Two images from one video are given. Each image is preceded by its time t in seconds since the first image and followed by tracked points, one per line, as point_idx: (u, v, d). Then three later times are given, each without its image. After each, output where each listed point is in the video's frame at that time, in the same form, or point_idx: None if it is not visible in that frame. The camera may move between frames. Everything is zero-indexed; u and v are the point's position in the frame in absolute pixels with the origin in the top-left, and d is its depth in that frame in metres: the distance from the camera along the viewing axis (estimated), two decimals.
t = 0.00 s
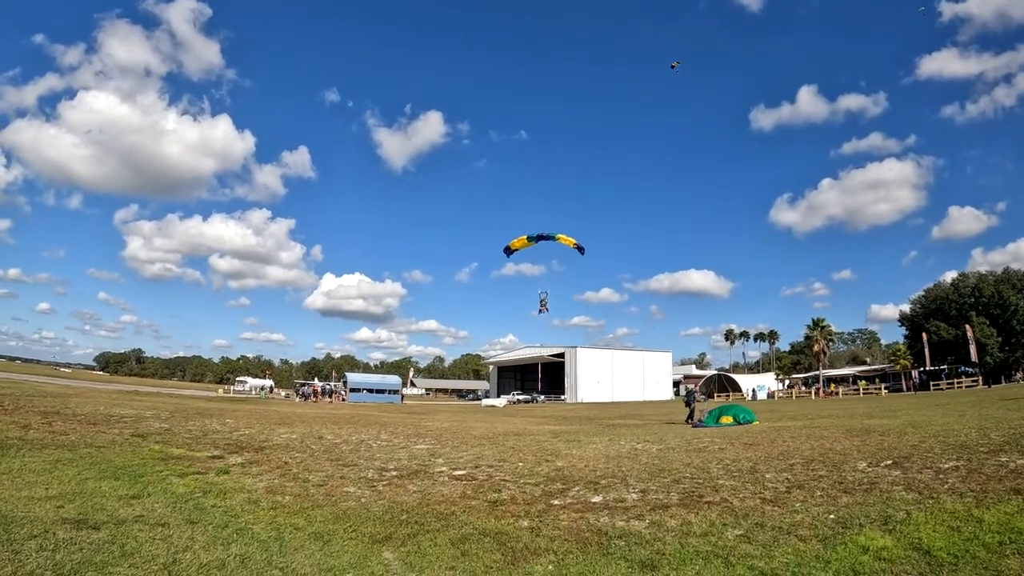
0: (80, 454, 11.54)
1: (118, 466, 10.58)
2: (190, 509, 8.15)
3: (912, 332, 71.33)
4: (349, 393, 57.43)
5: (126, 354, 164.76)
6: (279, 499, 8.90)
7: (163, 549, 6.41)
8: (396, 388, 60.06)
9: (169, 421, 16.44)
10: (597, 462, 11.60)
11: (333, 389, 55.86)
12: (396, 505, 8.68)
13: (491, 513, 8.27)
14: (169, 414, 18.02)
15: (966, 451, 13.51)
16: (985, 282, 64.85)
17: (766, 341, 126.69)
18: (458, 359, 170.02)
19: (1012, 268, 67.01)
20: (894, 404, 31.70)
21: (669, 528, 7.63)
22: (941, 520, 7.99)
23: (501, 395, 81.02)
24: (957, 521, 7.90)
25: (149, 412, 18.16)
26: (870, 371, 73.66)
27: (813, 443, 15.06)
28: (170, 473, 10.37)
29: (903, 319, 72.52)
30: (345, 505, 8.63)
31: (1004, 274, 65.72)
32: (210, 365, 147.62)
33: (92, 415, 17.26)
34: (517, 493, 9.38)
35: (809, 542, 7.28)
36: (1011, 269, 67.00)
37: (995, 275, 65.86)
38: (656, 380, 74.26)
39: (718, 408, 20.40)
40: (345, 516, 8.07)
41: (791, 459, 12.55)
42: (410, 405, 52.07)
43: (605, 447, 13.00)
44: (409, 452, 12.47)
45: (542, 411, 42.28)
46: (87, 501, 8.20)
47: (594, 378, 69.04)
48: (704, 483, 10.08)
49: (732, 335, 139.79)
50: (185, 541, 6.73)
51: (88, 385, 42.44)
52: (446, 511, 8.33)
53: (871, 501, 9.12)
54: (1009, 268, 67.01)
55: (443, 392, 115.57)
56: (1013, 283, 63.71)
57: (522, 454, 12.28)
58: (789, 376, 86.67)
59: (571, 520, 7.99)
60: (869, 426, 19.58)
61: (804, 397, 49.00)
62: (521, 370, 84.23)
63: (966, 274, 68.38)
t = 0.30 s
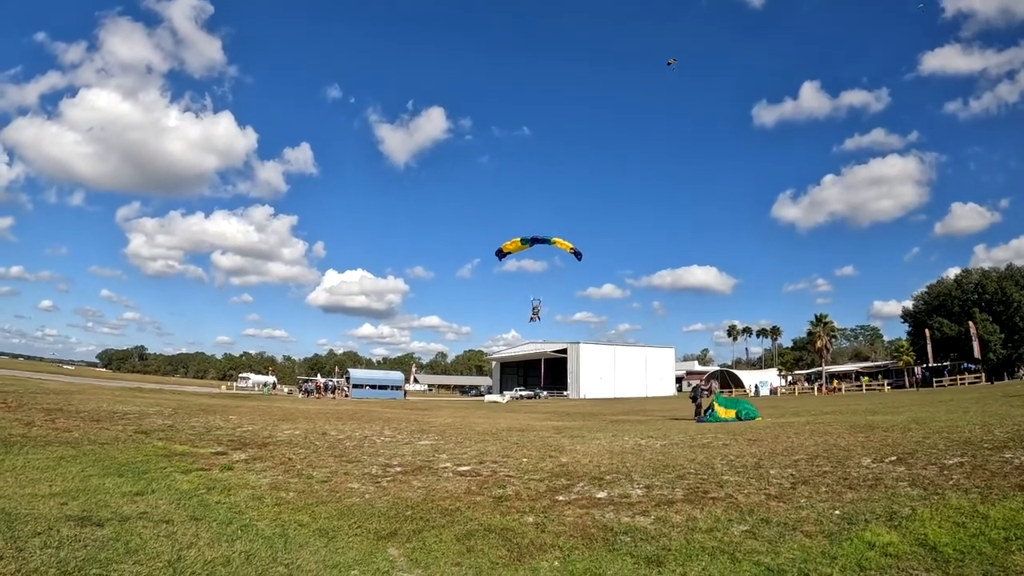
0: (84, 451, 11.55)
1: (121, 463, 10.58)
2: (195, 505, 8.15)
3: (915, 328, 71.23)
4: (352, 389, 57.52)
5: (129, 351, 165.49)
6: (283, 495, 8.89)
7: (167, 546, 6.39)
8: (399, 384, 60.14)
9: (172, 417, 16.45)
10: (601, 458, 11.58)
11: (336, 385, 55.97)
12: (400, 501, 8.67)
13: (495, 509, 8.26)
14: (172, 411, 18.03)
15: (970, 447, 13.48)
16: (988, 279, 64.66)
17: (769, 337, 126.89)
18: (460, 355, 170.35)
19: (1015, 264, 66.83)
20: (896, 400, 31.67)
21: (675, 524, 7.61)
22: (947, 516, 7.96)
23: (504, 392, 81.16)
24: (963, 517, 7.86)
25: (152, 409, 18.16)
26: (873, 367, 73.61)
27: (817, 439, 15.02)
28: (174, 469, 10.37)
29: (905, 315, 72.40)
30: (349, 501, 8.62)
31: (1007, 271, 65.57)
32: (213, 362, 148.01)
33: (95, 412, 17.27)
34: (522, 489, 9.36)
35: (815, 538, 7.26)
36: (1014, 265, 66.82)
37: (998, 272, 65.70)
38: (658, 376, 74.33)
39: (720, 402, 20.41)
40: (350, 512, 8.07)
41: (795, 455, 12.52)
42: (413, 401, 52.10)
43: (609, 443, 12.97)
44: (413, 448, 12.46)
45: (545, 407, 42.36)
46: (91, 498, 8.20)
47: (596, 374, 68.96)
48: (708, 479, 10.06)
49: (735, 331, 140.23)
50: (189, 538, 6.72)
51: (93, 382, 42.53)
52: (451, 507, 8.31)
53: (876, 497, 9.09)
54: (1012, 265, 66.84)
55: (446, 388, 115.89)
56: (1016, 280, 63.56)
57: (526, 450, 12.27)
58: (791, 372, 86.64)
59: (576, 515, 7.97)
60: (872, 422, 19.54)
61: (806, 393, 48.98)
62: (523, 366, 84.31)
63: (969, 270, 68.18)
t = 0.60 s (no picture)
0: (91, 444, 11.56)
1: (129, 456, 10.59)
2: (204, 499, 8.13)
3: (920, 322, 70.95)
4: (358, 381, 57.71)
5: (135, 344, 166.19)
6: (291, 488, 8.87)
7: (177, 540, 6.38)
8: (404, 376, 60.27)
9: (178, 410, 16.47)
10: (609, 450, 11.53)
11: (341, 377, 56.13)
12: (410, 493, 8.66)
13: (505, 501, 8.23)
14: (178, 403, 18.06)
15: (979, 442, 13.39)
16: (994, 274, 64.30)
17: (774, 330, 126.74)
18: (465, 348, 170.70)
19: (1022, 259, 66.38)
20: (902, 395, 31.60)
21: (686, 517, 7.56)
22: (957, 511, 7.88)
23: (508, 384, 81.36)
24: (973, 512, 7.78)
25: (158, 402, 18.20)
26: (878, 361, 73.41)
27: (824, 432, 14.94)
28: (182, 462, 10.37)
29: (911, 310, 72.12)
30: (359, 494, 8.60)
31: (1015, 265, 65.15)
32: (219, 354, 148.71)
33: (102, 404, 17.30)
34: (531, 481, 9.33)
35: (826, 532, 7.21)
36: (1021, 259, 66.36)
37: (1005, 266, 65.30)
38: (663, 369, 74.37)
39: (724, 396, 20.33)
40: (360, 505, 8.04)
41: (803, 448, 12.43)
42: (421, 393, 52.22)
43: (617, 436, 12.90)
44: (420, 440, 12.42)
45: (551, 399, 42.42)
46: (100, 491, 8.20)
47: (601, 368, 68.91)
48: (718, 472, 10.00)
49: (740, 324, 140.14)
50: (199, 531, 6.71)
51: (101, 375, 42.71)
52: (461, 500, 8.28)
53: (886, 491, 9.01)
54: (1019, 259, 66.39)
55: (450, 380, 116.26)
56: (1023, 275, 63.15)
57: (534, 442, 12.21)
58: (795, 366, 86.50)
59: (586, 508, 7.93)
60: (879, 416, 19.46)
61: (812, 387, 48.87)
62: (528, 359, 84.41)
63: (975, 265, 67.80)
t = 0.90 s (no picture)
0: (105, 432, 11.66)
1: (142, 444, 10.65)
2: (220, 487, 8.28)
3: (929, 314, 70.51)
4: (366, 369, 57.99)
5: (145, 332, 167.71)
6: (307, 475, 9.02)
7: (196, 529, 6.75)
8: (413, 364, 60.47)
9: (189, 398, 16.51)
10: (622, 438, 11.52)
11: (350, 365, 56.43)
12: (424, 481, 8.76)
13: (521, 489, 8.31)
14: (188, 391, 18.11)
15: (991, 434, 13.29)
16: (1004, 266, 63.73)
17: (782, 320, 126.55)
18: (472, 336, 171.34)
19: None
20: (910, 387, 31.49)
21: (701, 505, 7.76)
22: (969, 502, 7.80)
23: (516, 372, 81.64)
24: (985, 503, 7.69)
25: (169, 390, 18.26)
26: (886, 352, 73.10)
27: (836, 423, 14.86)
28: (196, 450, 10.40)
29: (919, 301, 71.66)
30: (373, 481, 8.76)
31: None
32: (227, 342, 149.54)
33: (113, 393, 17.37)
34: (545, 469, 9.33)
35: (840, 521, 7.20)
36: None
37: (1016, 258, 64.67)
38: (671, 357, 74.46)
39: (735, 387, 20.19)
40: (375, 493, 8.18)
41: (815, 438, 12.34)
42: (429, 381, 52.43)
43: (629, 424, 12.82)
44: (433, 428, 12.39)
45: (559, 386, 42.53)
46: (115, 480, 8.34)
47: (610, 355, 69.04)
48: (731, 460, 9.96)
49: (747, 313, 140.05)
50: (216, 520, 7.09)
51: (112, 363, 43.03)
52: (476, 487, 8.35)
53: (899, 481, 8.94)
54: None
55: (458, 368, 116.79)
56: None
57: (546, 430, 12.15)
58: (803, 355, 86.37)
59: (601, 496, 8.01)
60: (889, 407, 19.35)
61: (819, 377, 48.80)
62: (536, 347, 84.59)
63: (986, 257, 67.21)
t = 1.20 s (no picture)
0: (119, 421, 11.97)
1: (157, 433, 11.18)
2: (236, 475, 9.14)
3: (940, 306, 69.90)
4: (377, 356, 58.28)
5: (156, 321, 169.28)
6: (322, 464, 9.78)
7: (213, 518, 7.45)
8: (423, 351, 60.68)
9: (202, 385, 16.65)
10: (636, 428, 11.67)
11: (361, 353, 56.77)
12: (440, 470, 9.62)
13: (537, 478, 9.29)
14: (201, 379, 18.27)
15: (1005, 427, 13.17)
16: (1017, 258, 62.99)
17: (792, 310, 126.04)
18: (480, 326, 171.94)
19: None
20: (922, 378, 31.25)
21: (717, 495, 8.32)
22: (985, 494, 7.69)
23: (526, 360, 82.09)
24: (1001, 496, 7.57)
25: (181, 377, 18.42)
26: (896, 344, 72.63)
27: (848, 413, 14.78)
28: (211, 438, 10.97)
29: (931, 292, 71.02)
30: (390, 470, 9.60)
31: None
32: (237, 329, 150.41)
33: (126, 381, 17.56)
34: (561, 458, 10.11)
35: (856, 512, 7.29)
36: None
37: None
38: (681, 344, 75.01)
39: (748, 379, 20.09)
40: (392, 481, 9.19)
41: (828, 429, 12.26)
42: (439, 369, 52.72)
43: (642, 413, 12.76)
44: (446, 416, 12.39)
45: (570, 374, 42.66)
46: (130, 469, 9.08)
47: (619, 342, 68.92)
48: (745, 451, 10.48)
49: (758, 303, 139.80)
50: (233, 509, 7.80)
51: (124, 350, 43.38)
52: (493, 476, 9.37)
53: (914, 473, 8.84)
54: None
55: (468, 356, 117.47)
56: None
57: (560, 418, 12.13)
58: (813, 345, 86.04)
59: (618, 485, 8.94)
60: (902, 398, 19.23)
61: (828, 368, 48.62)
62: (546, 335, 84.87)
63: (998, 248, 66.44)
